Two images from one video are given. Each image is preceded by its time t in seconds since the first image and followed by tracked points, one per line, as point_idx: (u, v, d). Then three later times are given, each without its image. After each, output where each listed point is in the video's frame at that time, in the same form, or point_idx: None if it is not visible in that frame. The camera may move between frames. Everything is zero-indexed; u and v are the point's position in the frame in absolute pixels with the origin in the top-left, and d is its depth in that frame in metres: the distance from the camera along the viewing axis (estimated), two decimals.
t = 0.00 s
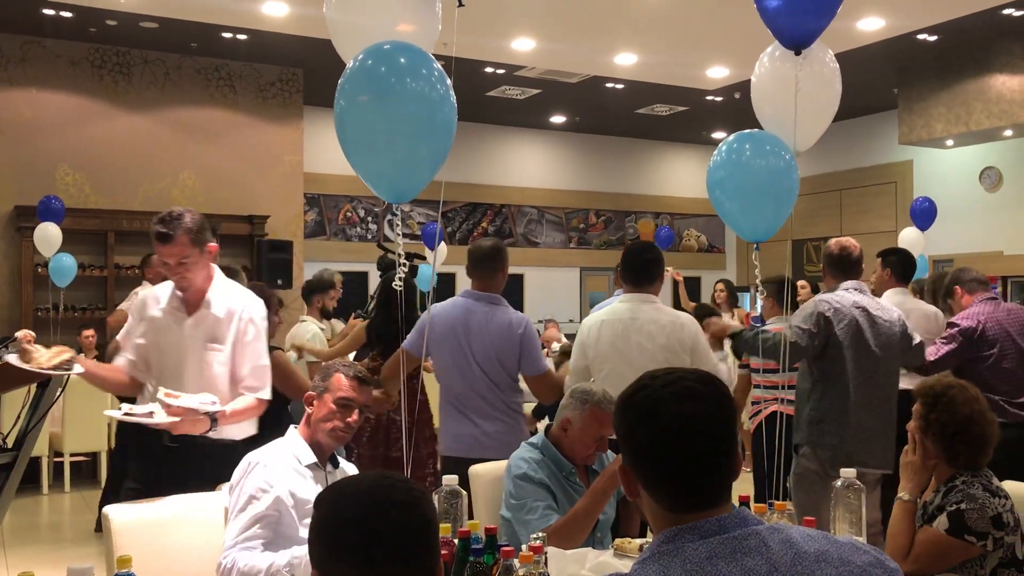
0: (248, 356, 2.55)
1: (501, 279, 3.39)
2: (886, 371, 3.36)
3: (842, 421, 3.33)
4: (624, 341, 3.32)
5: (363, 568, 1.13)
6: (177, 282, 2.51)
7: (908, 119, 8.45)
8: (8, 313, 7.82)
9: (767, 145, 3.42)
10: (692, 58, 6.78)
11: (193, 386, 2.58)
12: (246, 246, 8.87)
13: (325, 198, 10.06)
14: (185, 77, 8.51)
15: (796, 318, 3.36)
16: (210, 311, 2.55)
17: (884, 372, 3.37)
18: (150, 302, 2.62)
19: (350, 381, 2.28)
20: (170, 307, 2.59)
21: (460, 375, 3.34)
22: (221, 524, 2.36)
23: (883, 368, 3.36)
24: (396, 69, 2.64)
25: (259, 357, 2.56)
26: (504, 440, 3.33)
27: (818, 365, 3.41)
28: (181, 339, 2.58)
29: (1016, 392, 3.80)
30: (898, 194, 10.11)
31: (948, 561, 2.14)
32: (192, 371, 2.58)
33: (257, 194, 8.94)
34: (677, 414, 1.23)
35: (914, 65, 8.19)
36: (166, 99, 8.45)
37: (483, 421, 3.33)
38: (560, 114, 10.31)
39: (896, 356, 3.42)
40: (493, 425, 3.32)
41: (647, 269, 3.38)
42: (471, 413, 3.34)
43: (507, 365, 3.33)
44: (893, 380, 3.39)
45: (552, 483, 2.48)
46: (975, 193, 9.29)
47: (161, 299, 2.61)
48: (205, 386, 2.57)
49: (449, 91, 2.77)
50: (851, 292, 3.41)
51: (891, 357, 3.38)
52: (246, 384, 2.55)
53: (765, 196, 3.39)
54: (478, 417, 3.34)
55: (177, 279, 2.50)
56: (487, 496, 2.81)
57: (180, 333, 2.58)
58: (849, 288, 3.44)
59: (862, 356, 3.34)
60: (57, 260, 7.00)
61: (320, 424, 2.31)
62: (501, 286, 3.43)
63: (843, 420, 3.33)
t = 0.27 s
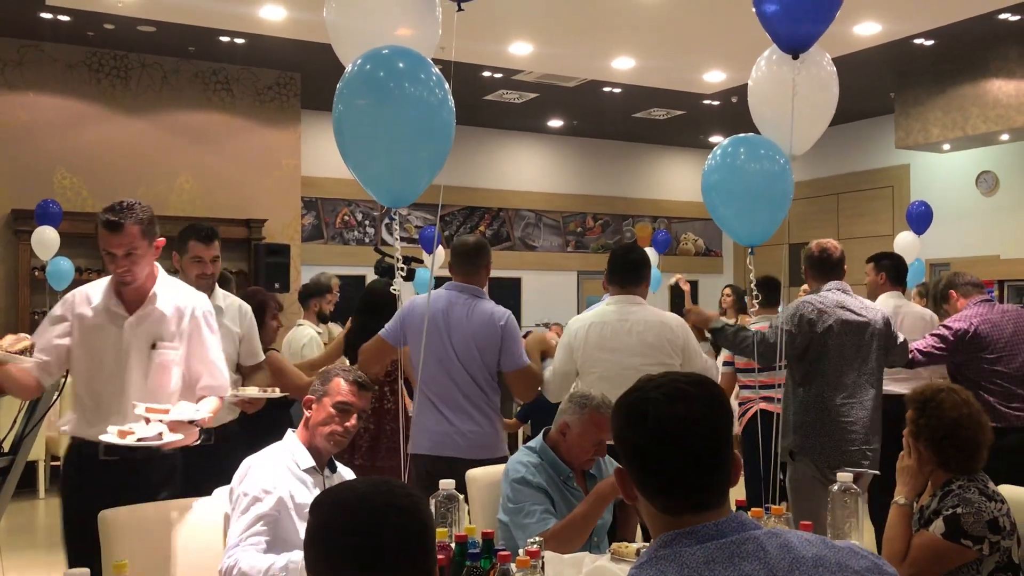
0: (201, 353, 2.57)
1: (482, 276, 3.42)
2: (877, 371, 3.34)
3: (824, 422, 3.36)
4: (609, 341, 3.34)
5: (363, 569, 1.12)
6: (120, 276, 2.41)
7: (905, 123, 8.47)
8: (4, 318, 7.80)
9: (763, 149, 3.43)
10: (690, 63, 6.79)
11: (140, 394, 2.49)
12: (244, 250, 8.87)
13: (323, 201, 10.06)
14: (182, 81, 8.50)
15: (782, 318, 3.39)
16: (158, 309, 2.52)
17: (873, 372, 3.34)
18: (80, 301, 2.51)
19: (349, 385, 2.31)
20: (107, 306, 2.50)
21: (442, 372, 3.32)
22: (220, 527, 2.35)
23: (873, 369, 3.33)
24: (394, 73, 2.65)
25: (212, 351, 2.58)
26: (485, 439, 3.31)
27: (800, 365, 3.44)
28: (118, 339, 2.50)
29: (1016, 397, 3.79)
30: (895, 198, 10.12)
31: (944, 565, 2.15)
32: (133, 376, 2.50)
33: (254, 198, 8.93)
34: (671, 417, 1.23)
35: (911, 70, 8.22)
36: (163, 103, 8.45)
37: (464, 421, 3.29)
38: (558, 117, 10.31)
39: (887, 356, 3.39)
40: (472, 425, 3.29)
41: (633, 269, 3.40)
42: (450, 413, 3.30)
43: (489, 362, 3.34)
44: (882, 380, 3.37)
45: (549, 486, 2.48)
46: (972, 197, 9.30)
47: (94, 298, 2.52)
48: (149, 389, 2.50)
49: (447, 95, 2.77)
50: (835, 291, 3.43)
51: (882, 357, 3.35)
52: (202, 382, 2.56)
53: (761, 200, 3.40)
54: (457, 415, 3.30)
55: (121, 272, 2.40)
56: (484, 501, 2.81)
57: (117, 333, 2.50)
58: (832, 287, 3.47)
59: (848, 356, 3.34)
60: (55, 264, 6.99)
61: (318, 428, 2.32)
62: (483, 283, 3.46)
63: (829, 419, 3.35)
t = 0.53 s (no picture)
0: (173, 357, 2.65)
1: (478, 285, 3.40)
2: (871, 379, 3.30)
3: (814, 428, 3.37)
4: (605, 348, 3.34)
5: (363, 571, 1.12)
6: (97, 275, 2.40)
7: (902, 127, 8.49)
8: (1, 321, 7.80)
9: (758, 153, 3.43)
10: (688, 67, 6.80)
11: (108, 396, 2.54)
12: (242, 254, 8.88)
13: (320, 205, 10.07)
14: (180, 84, 8.50)
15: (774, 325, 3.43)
16: (131, 309, 2.58)
17: (867, 379, 3.30)
18: (41, 299, 2.49)
19: (353, 397, 2.26)
20: (73, 303, 2.52)
21: (435, 382, 3.31)
22: (220, 529, 2.34)
23: (867, 377, 3.30)
24: (391, 78, 2.65)
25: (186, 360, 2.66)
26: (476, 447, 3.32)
27: (794, 371, 3.44)
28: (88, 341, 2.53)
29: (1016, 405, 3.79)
30: (892, 202, 10.14)
31: (939, 567, 2.15)
32: (101, 378, 2.54)
33: (252, 202, 8.94)
34: (666, 421, 1.23)
35: (908, 74, 8.24)
36: (160, 106, 8.44)
37: (455, 429, 3.30)
38: (555, 121, 10.32)
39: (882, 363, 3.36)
40: (463, 433, 3.29)
41: (626, 276, 3.41)
42: (442, 421, 3.30)
43: (483, 370, 3.34)
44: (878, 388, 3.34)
45: (547, 491, 2.47)
46: (968, 201, 9.33)
47: (57, 296, 2.52)
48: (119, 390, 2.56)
49: (444, 100, 2.78)
50: (829, 298, 3.43)
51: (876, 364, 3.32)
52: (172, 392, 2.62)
53: (757, 204, 3.40)
54: (450, 426, 3.30)
55: (98, 270, 2.39)
56: (482, 506, 2.81)
57: (88, 334, 2.53)
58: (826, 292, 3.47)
59: (841, 362, 3.33)
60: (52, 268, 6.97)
61: (319, 435, 2.30)
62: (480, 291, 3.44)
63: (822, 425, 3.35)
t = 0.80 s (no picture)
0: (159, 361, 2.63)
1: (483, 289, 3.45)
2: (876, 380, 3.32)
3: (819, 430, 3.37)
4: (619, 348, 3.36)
5: None
6: (83, 279, 2.36)
7: (899, 130, 8.51)
8: None
9: (752, 155, 3.44)
10: (685, 69, 6.81)
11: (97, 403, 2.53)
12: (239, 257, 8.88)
13: (317, 208, 10.06)
14: (177, 87, 8.49)
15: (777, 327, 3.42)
16: (115, 314, 2.57)
17: (873, 380, 3.31)
18: (21, 305, 2.41)
19: (359, 410, 2.24)
20: (56, 308, 2.46)
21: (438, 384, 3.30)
22: (216, 533, 2.34)
23: (871, 377, 3.31)
24: (386, 81, 2.65)
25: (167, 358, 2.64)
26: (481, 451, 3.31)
27: (800, 373, 3.45)
28: (76, 353, 2.49)
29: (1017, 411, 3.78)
30: (889, 205, 10.15)
31: (931, 561, 2.14)
32: (92, 387, 2.54)
33: (249, 205, 8.94)
34: (666, 423, 1.24)
35: (904, 77, 8.25)
36: (158, 110, 8.43)
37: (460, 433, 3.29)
38: (553, 124, 10.32)
39: (887, 364, 3.37)
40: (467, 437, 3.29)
41: (636, 278, 3.45)
42: (446, 424, 3.29)
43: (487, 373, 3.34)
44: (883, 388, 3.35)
45: (545, 494, 2.47)
46: (965, 203, 9.34)
47: (37, 301, 2.43)
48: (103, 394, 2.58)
49: (439, 103, 2.78)
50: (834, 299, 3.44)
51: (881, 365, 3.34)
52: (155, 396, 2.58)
53: (753, 206, 3.40)
54: (456, 427, 3.29)
55: (84, 274, 2.35)
56: (480, 509, 2.80)
57: (75, 346, 2.49)
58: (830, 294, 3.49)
59: (846, 364, 3.34)
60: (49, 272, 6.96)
61: (320, 442, 2.30)
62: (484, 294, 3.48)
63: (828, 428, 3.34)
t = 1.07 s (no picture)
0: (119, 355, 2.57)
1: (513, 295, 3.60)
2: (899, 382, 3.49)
3: (847, 429, 3.57)
4: (649, 356, 3.40)
5: None
6: (32, 303, 2.19)
7: (895, 132, 8.53)
8: None
9: (746, 158, 3.44)
10: (681, 72, 6.82)
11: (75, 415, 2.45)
12: (236, 261, 8.88)
13: (314, 212, 10.06)
14: (174, 91, 8.48)
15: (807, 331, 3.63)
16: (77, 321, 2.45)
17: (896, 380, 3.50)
18: None
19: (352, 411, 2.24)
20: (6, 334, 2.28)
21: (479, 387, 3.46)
22: (213, 537, 2.34)
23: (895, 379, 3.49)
24: (378, 86, 2.65)
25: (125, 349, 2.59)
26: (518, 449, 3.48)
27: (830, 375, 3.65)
28: (44, 373, 2.36)
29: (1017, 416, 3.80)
30: (885, 207, 10.17)
31: (914, 557, 2.21)
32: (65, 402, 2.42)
33: (246, 209, 8.93)
34: (671, 424, 1.24)
35: (899, 80, 8.28)
36: (154, 114, 8.43)
37: (499, 433, 3.46)
38: (549, 127, 10.33)
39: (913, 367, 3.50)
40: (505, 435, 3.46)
41: (671, 284, 3.51)
42: (486, 425, 3.44)
43: (522, 374, 3.51)
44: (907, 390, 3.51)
45: (544, 497, 2.47)
46: (961, 206, 9.35)
47: None
48: (81, 404, 2.49)
49: (431, 108, 2.77)
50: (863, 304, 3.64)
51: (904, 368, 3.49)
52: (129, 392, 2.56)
53: (747, 209, 3.40)
54: (497, 429, 3.46)
55: (33, 298, 2.19)
56: (477, 511, 2.80)
57: (40, 366, 2.36)
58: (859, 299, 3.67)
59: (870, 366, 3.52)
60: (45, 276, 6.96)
61: (315, 446, 2.29)
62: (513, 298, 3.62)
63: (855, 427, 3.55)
